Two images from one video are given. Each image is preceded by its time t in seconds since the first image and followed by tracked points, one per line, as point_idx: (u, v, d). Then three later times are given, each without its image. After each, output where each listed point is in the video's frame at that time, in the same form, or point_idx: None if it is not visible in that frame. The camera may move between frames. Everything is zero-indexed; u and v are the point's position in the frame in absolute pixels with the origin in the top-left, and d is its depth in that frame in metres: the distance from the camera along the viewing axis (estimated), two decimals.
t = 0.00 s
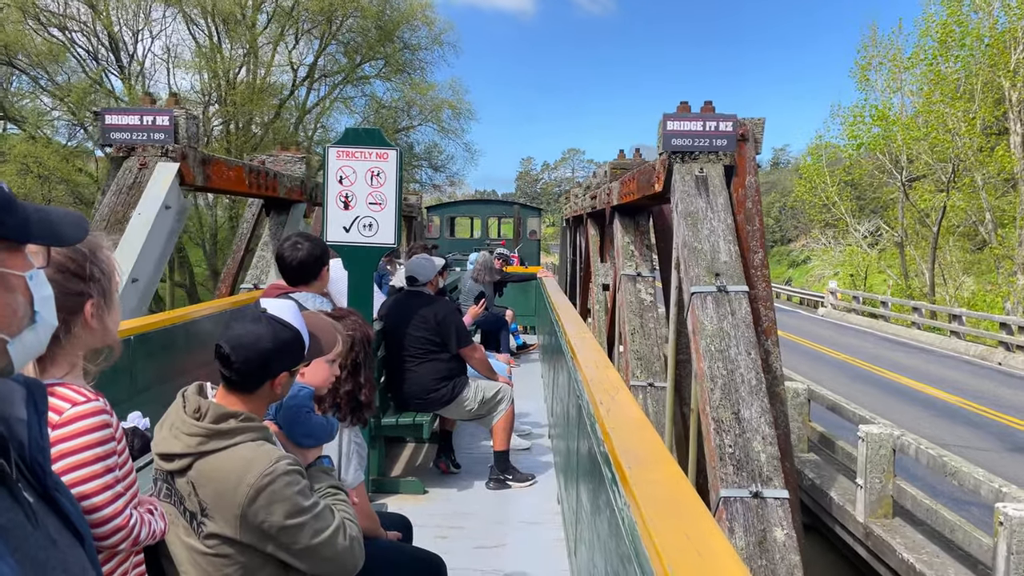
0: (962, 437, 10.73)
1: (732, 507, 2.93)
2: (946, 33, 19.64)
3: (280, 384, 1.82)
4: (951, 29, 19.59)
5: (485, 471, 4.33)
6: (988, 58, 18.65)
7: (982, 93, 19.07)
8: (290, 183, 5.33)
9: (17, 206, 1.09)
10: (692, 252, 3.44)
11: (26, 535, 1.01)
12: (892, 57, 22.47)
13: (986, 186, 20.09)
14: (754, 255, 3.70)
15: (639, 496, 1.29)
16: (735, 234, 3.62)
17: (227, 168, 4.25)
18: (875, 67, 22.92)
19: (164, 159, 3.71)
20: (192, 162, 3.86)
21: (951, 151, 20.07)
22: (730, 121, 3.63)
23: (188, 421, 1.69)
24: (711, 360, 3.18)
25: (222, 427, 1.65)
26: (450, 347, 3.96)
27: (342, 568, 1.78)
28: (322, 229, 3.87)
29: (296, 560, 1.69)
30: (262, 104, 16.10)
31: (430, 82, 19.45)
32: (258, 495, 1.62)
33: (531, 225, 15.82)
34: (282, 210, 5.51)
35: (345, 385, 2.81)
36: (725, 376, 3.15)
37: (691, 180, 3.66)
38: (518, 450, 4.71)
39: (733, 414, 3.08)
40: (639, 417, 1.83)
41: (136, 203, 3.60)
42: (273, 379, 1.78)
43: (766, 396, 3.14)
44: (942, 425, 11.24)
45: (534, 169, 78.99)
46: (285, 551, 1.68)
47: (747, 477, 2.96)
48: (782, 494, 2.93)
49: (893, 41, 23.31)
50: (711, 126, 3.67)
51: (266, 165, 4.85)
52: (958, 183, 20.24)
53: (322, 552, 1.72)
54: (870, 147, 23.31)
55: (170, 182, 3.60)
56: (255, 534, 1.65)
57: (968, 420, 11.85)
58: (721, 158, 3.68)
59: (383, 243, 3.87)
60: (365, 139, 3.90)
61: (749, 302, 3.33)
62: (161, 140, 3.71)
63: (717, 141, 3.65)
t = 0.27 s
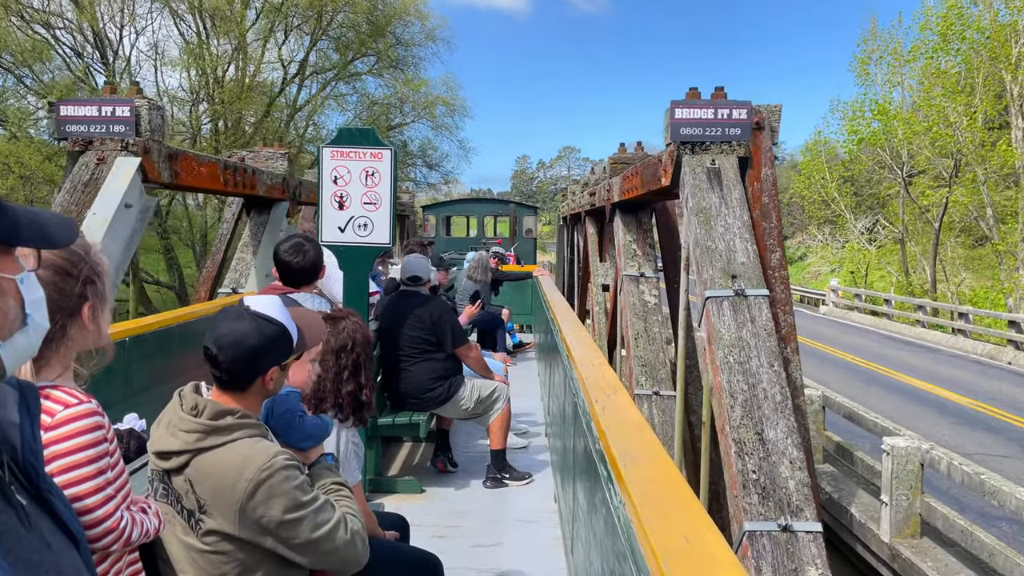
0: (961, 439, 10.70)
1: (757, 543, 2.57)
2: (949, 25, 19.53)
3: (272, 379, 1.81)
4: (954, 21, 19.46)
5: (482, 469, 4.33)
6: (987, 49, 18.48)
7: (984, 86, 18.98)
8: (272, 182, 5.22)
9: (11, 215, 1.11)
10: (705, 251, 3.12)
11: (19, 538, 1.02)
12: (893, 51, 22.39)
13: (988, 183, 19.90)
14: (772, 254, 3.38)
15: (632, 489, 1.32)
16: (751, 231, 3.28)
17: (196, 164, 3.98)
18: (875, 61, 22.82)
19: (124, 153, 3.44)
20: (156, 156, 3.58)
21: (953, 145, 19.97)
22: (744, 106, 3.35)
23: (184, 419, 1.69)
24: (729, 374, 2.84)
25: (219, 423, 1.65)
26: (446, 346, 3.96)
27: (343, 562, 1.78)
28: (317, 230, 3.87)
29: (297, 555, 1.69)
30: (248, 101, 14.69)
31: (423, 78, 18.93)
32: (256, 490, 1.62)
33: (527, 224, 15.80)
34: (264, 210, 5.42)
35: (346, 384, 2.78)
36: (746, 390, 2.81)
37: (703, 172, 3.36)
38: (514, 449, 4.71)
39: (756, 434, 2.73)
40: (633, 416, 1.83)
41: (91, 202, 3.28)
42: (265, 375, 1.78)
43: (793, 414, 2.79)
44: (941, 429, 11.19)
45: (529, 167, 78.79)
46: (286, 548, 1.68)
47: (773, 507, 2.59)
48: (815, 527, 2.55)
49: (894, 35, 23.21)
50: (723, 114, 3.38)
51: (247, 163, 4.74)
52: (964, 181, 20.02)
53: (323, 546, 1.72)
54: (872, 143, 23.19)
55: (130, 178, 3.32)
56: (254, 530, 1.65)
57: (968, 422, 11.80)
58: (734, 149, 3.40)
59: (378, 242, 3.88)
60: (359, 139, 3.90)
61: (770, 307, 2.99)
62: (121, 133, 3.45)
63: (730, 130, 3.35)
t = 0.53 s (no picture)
0: (958, 437, 10.70)
1: None
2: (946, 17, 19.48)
3: (262, 379, 1.81)
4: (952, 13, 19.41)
5: (477, 469, 4.33)
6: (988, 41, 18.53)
7: (982, 78, 18.98)
8: (247, 181, 5.21)
9: (17, 226, 1.16)
10: (720, 253, 2.75)
11: (8, 544, 1.02)
12: (890, 45, 22.37)
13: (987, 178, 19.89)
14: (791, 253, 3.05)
15: (623, 486, 1.32)
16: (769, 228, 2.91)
17: (159, 161, 3.93)
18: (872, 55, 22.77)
19: (72, 147, 3.41)
20: (109, 151, 3.54)
21: (953, 140, 19.87)
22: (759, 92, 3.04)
23: (178, 421, 1.68)
24: (750, 391, 2.44)
25: (213, 425, 1.65)
26: (441, 346, 3.96)
27: (339, 566, 1.77)
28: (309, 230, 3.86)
29: (293, 557, 1.68)
30: (235, 100, 14.51)
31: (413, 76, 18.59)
32: (251, 491, 1.62)
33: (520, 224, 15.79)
34: (241, 210, 5.43)
35: (346, 386, 2.83)
36: (772, 408, 2.42)
37: (715, 165, 3.04)
38: (509, 449, 4.70)
39: (786, 461, 2.32)
40: (627, 413, 1.83)
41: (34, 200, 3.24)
42: (257, 376, 1.78)
43: (827, 435, 2.40)
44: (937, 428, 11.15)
45: (521, 167, 78.72)
46: (281, 551, 1.66)
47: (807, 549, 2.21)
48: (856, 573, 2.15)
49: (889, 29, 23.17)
50: (736, 100, 3.07)
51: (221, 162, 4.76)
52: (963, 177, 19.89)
53: (319, 548, 1.71)
54: (869, 138, 23.12)
55: (77, 175, 3.29)
56: (248, 533, 1.64)
57: (965, 418, 11.78)
58: (749, 139, 3.08)
59: (371, 243, 3.88)
60: (351, 140, 3.89)
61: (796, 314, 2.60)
62: (69, 126, 3.43)
63: (744, 118, 3.04)
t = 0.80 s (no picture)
0: (951, 438, 10.72)
1: None
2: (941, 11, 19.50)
3: (256, 384, 1.80)
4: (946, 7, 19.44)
5: (470, 470, 4.33)
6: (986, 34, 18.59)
7: (980, 72, 18.90)
8: (218, 180, 5.02)
9: (26, 240, 1.20)
10: (740, 253, 2.50)
11: None
12: (885, 40, 22.42)
13: (986, 173, 19.90)
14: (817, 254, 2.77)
15: (616, 485, 1.32)
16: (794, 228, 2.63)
17: (113, 158, 3.67)
18: (866, 51, 22.80)
19: (8, 140, 3.08)
20: (52, 147, 3.23)
21: (950, 135, 19.84)
22: (778, 73, 2.83)
23: (172, 425, 1.68)
24: (779, 412, 2.17)
25: (208, 428, 1.65)
26: (434, 347, 3.95)
27: (334, 569, 1.76)
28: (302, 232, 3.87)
29: (287, 561, 1.67)
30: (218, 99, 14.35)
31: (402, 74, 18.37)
32: (246, 494, 1.61)
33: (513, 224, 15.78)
34: (214, 212, 5.26)
35: (342, 387, 2.83)
36: (808, 433, 2.14)
37: (732, 155, 2.81)
38: (502, 449, 4.70)
39: (826, 498, 2.03)
40: (620, 413, 1.83)
41: None
42: (250, 380, 1.78)
43: (869, 465, 2.12)
44: (929, 430, 11.15)
45: (514, 166, 78.68)
46: (274, 555, 1.65)
47: None
48: None
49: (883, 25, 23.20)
50: (750, 83, 2.86)
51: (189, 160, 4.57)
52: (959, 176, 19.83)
53: (313, 552, 1.70)
54: (863, 134, 23.16)
55: (14, 169, 2.96)
56: (241, 538, 1.63)
57: (957, 417, 11.80)
58: (766, 125, 2.86)
59: (362, 244, 3.89)
60: (342, 141, 3.88)
61: (827, 322, 2.35)
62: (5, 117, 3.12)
63: (760, 102, 2.83)
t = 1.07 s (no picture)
0: (943, 435, 10.76)
1: None
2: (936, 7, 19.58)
3: (245, 386, 1.80)
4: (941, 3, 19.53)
5: (463, 470, 4.34)
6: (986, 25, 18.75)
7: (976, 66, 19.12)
8: (186, 178, 4.29)
9: (19, 247, 1.42)
10: (765, 254, 2.19)
11: None
12: (881, 35, 22.50)
13: (982, 168, 19.95)
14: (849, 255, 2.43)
15: (604, 485, 1.33)
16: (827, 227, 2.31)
17: (60, 154, 2.96)
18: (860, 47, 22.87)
19: None
20: None
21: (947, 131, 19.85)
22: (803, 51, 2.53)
23: (163, 426, 1.68)
24: (820, 445, 1.84)
25: (200, 428, 1.65)
26: (425, 347, 3.95)
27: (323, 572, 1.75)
28: (292, 234, 3.90)
29: (275, 564, 1.67)
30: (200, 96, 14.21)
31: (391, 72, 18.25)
32: (236, 495, 1.61)
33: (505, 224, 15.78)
34: (183, 213, 4.56)
35: (332, 385, 2.82)
36: (856, 470, 1.81)
37: (751, 142, 2.51)
38: (494, 449, 4.71)
39: (880, 548, 1.72)
40: (610, 411, 1.84)
41: None
42: (239, 382, 1.77)
43: (929, 508, 1.79)
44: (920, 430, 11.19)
45: (506, 166, 78.59)
46: (263, 558, 1.65)
47: None
48: None
49: (876, 22, 23.29)
50: (772, 63, 2.56)
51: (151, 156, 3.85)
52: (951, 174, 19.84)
53: (302, 555, 1.70)
54: (857, 131, 23.21)
55: None
56: (231, 538, 1.63)
57: (948, 411, 11.86)
58: (789, 110, 2.55)
59: (352, 245, 3.93)
60: (331, 142, 3.92)
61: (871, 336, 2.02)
62: None
63: (782, 85, 2.52)
